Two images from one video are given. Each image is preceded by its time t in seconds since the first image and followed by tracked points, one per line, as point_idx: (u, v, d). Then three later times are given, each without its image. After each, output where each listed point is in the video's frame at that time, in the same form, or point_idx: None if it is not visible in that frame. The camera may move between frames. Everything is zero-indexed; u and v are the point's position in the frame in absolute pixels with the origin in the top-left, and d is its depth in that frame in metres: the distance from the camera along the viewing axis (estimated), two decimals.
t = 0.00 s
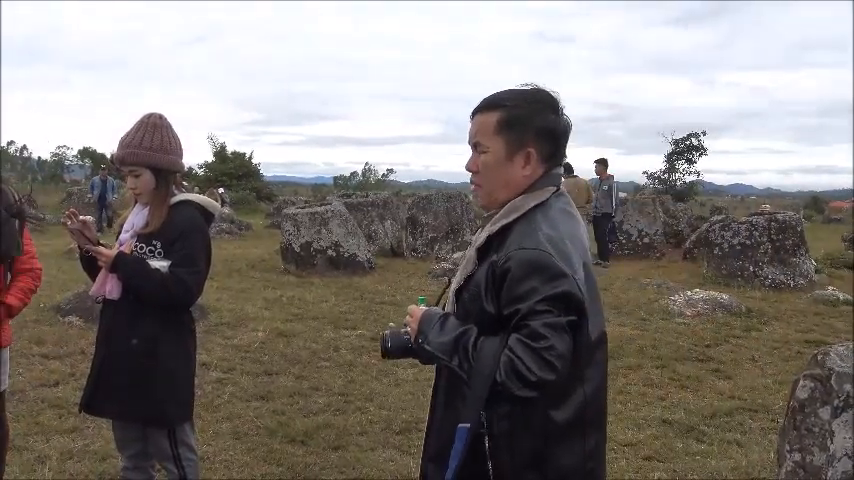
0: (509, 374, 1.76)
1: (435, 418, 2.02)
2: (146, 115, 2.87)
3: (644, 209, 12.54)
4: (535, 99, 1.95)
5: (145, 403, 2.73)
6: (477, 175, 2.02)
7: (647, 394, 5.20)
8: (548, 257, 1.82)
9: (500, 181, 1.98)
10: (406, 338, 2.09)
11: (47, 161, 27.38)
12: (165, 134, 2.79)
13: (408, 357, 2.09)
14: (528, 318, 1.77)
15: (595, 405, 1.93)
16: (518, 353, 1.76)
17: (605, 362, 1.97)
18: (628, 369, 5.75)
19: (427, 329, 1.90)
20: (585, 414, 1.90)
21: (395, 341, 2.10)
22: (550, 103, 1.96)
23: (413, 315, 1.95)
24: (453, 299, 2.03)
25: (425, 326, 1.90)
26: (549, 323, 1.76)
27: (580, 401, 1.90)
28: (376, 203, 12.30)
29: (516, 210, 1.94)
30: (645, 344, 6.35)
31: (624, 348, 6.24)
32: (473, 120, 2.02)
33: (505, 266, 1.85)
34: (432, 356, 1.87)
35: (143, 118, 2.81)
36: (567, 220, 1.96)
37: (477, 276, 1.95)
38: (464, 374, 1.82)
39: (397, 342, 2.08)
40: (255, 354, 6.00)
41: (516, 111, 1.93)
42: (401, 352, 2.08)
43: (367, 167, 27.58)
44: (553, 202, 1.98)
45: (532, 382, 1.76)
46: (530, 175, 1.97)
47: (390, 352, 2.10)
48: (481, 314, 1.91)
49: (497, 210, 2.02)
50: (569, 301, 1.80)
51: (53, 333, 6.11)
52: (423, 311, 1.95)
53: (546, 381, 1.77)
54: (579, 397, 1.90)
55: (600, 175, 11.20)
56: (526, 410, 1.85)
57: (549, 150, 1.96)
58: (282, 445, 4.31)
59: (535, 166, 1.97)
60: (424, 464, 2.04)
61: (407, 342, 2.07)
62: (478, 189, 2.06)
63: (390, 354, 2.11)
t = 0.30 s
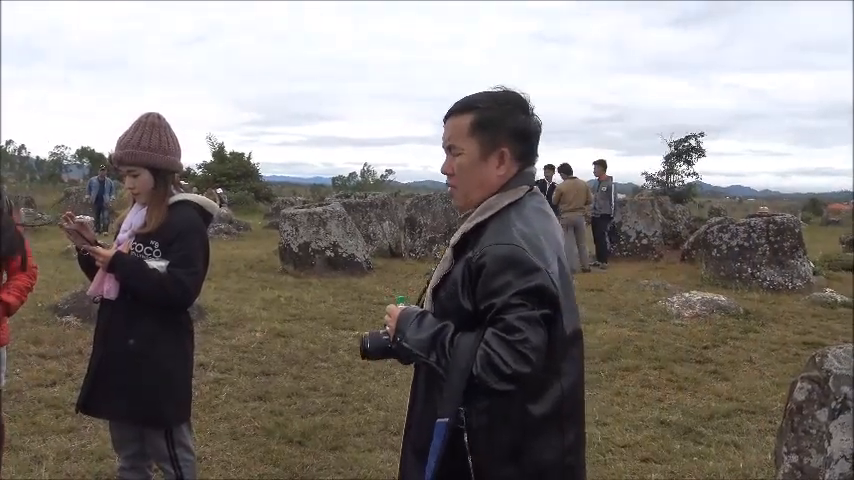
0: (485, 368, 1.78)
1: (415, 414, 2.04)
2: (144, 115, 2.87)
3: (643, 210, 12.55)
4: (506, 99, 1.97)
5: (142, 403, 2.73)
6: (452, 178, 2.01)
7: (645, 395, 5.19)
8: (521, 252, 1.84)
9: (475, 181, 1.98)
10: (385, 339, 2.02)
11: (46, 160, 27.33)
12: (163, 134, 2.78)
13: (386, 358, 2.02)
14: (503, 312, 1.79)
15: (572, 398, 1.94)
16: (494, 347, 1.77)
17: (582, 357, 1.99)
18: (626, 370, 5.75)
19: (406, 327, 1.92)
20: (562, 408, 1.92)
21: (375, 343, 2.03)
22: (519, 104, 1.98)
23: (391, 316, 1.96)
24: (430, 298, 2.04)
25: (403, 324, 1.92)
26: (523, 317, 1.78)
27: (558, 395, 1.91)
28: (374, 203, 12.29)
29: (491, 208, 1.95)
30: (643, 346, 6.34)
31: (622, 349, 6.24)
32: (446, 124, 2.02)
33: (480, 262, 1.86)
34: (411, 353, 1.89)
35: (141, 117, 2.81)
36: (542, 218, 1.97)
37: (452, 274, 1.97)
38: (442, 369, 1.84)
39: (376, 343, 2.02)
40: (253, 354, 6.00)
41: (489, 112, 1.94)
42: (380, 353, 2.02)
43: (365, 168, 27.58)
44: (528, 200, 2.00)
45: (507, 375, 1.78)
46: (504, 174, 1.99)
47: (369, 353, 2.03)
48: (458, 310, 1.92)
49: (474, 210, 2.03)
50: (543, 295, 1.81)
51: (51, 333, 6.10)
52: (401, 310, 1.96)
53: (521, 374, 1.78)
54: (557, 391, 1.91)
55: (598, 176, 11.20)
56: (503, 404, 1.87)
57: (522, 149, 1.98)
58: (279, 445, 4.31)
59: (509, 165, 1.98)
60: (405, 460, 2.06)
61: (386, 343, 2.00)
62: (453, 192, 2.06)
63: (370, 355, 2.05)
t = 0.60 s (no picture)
0: (468, 348, 1.82)
1: (390, 398, 2.04)
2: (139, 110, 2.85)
3: (638, 208, 12.57)
4: (483, 94, 2.02)
5: (133, 401, 2.72)
6: (429, 168, 2.05)
7: (640, 392, 5.20)
8: (501, 236, 1.89)
9: (453, 172, 2.02)
10: (355, 326, 2.18)
11: (40, 157, 27.20)
12: (159, 130, 2.77)
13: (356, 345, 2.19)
14: (484, 294, 1.84)
15: (544, 380, 2.00)
16: (476, 327, 1.82)
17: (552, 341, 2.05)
18: (621, 367, 5.76)
19: (384, 311, 1.93)
20: (535, 389, 1.97)
21: (346, 329, 2.19)
22: (494, 99, 2.04)
23: (368, 301, 1.97)
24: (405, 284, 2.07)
25: (381, 309, 1.93)
26: (504, 298, 1.83)
27: (531, 375, 1.97)
28: (371, 201, 12.27)
29: (469, 197, 1.99)
30: (639, 343, 6.34)
31: (617, 346, 6.25)
32: (423, 116, 2.05)
33: (461, 246, 1.91)
34: (391, 336, 1.90)
35: (136, 112, 2.80)
36: (514, 207, 2.04)
37: (430, 259, 2.00)
38: (423, 352, 1.87)
39: (347, 330, 2.18)
40: (248, 351, 5.99)
41: (468, 106, 1.99)
42: (351, 340, 2.18)
43: (361, 165, 27.52)
44: (500, 191, 2.06)
45: (489, 354, 1.83)
46: (480, 166, 2.03)
47: (340, 340, 2.18)
48: (436, 295, 1.96)
49: (449, 200, 2.06)
50: (522, 277, 1.88)
51: (45, 330, 6.08)
52: (379, 295, 1.97)
53: (502, 353, 1.84)
54: (531, 371, 1.97)
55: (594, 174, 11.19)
56: (481, 384, 1.91)
57: (497, 142, 2.04)
58: (274, 442, 4.31)
59: (485, 157, 2.03)
60: (379, 445, 2.06)
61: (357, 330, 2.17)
62: (428, 182, 2.09)
63: (340, 342, 2.20)
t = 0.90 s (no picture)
0: (460, 328, 1.87)
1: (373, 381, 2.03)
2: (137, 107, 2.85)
3: (634, 205, 12.60)
4: (470, 92, 2.07)
5: (124, 396, 2.71)
6: (414, 159, 2.07)
7: (635, 390, 5.21)
8: (490, 223, 1.95)
9: (438, 165, 2.05)
10: (336, 313, 2.20)
11: (35, 153, 27.08)
12: (154, 126, 2.77)
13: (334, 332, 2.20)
14: (475, 277, 1.89)
15: (522, 363, 2.05)
16: (467, 308, 1.87)
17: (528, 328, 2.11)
18: (616, 365, 5.78)
19: (374, 295, 1.94)
20: (515, 372, 2.02)
21: (327, 317, 2.20)
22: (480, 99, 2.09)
23: (355, 286, 1.97)
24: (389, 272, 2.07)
25: (370, 293, 1.94)
26: (494, 281, 1.89)
27: (512, 358, 2.01)
28: (366, 198, 12.26)
29: (454, 189, 2.01)
30: (634, 341, 6.36)
31: (612, 344, 6.26)
32: (412, 109, 2.07)
33: (451, 232, 1.94)
34: (382, 318, 1.91)
35: (132, 109, 2.79)
36: (496, 199, 2.08)
37: (416, 247, 2.02)
38: (414, 334, 1.90)
39: (328, 317, 2.19)
40: (244, 348, 5.98)
41: (458, 103, 2.03)
42: (330, 327, 2.19)
43: (357, 162, 27.48)
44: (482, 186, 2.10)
45: (480, 335, 1.88)
46: (464, 160, 2.07)
47: (321, 326, 2.19)
48: (424, 280, 1.99)
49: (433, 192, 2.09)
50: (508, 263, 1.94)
51: (40, 327, 6.06)
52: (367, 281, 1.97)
53: (492, 334, 1.89)
54: (512, 354, 2.01)
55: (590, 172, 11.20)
56: (466, 366, 1.94)
57: (481, 139, 2.08)
58: (269, 439, 4.31)
59: (470, 153, 2.07)
60: (362, 428, 2.04)
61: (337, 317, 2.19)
62: (412, 175, 2.12)
63: (319, 328, 2.21)
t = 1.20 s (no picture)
0: (447, 318, 1.88)
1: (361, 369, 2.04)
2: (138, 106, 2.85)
3: (632, 204, 12.61)
4: (460, 94, 2.07)
5: (117, 395, 2.71)
6: (404, 157, 2.08)
7: (633, 388, 5.22)
8: (478, 219, 1.96)
9: (425, 165, 2.06)
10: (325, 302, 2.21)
11: (32, 152, 26.99)
12: (152, 125, 2.77)
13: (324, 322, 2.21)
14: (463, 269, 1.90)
15: (508, 356, 2.06)
16: (455, 299, 1.88)
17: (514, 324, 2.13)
18: (614, 363, 5.78)
19: (364, 285, 1.95)
20: (500, 364, 2.04)
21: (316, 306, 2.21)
22: (471, 100, 2.09)
23: (346, 277, 1.98)
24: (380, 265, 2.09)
25: (361, 283, 1.96)
26: (482, 274, 1.90)
27: (498, 351, 2.03)
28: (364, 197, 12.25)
29: (441, 187, 2.03)
30: (632, 339, 6.37)
31: (610, 342, 6.27)
32: (403, 109, 2.08)
33: (441, 226, 1.95)
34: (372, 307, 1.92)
35: (133, 108, 2.79)
36: (484, 199, 2.09)
37: (406, 241, 2.03)
38: (402, 323, 1.91)
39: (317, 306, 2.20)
40: (242, 347, 5.98)
41: (446, 103, 2.03)
42: (320, 316, 2.20)
43: (355, 161, 27.46)
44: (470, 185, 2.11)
45: (466, 326, 1.88)
46: (451, 161, 2.07)
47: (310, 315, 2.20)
48: (413, 272, 2.00)
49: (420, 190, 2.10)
50: (496, 258, 1.95)
51: (38, 326, 6.05)
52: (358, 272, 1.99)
53: (478, 324, 1.89)
54: (498, 347, 2.03)
55: (588, 170, 11.20)
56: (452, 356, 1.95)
57: (470, 141, 2.08)
58: (268, 438, 4.31)
59: (457, 153, 2.07)
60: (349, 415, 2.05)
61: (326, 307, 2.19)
62: (400, 173, 2.13)
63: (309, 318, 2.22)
